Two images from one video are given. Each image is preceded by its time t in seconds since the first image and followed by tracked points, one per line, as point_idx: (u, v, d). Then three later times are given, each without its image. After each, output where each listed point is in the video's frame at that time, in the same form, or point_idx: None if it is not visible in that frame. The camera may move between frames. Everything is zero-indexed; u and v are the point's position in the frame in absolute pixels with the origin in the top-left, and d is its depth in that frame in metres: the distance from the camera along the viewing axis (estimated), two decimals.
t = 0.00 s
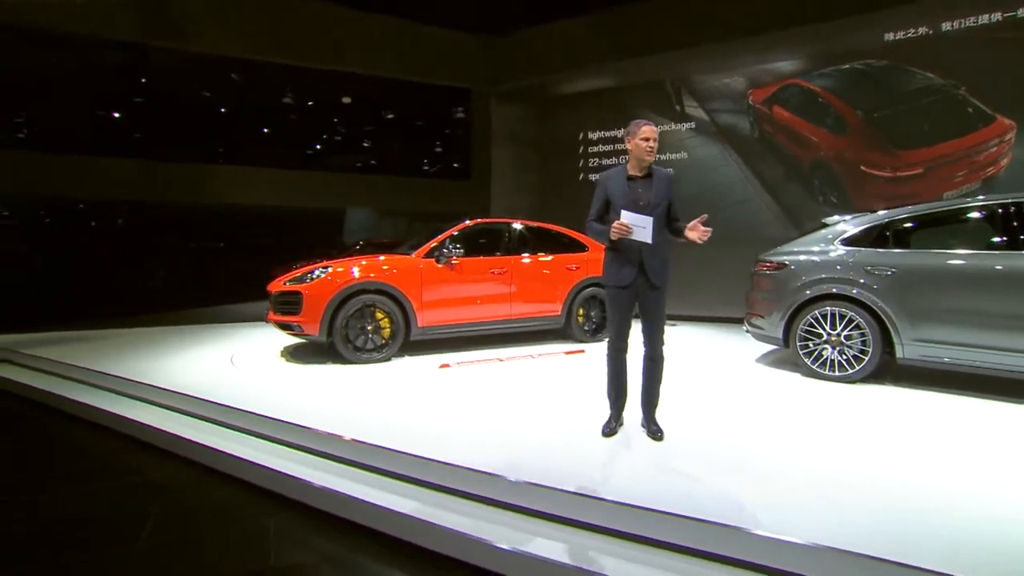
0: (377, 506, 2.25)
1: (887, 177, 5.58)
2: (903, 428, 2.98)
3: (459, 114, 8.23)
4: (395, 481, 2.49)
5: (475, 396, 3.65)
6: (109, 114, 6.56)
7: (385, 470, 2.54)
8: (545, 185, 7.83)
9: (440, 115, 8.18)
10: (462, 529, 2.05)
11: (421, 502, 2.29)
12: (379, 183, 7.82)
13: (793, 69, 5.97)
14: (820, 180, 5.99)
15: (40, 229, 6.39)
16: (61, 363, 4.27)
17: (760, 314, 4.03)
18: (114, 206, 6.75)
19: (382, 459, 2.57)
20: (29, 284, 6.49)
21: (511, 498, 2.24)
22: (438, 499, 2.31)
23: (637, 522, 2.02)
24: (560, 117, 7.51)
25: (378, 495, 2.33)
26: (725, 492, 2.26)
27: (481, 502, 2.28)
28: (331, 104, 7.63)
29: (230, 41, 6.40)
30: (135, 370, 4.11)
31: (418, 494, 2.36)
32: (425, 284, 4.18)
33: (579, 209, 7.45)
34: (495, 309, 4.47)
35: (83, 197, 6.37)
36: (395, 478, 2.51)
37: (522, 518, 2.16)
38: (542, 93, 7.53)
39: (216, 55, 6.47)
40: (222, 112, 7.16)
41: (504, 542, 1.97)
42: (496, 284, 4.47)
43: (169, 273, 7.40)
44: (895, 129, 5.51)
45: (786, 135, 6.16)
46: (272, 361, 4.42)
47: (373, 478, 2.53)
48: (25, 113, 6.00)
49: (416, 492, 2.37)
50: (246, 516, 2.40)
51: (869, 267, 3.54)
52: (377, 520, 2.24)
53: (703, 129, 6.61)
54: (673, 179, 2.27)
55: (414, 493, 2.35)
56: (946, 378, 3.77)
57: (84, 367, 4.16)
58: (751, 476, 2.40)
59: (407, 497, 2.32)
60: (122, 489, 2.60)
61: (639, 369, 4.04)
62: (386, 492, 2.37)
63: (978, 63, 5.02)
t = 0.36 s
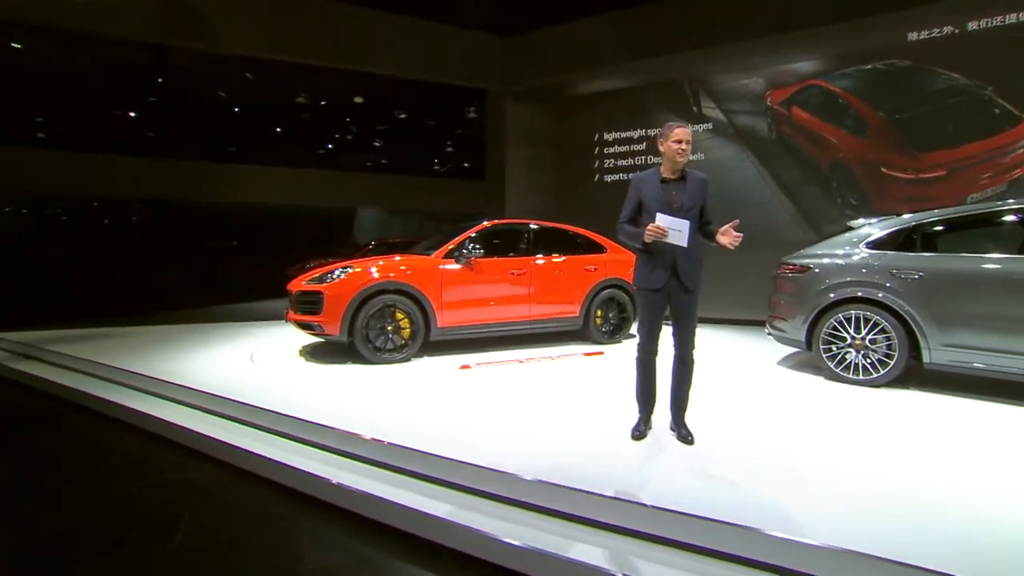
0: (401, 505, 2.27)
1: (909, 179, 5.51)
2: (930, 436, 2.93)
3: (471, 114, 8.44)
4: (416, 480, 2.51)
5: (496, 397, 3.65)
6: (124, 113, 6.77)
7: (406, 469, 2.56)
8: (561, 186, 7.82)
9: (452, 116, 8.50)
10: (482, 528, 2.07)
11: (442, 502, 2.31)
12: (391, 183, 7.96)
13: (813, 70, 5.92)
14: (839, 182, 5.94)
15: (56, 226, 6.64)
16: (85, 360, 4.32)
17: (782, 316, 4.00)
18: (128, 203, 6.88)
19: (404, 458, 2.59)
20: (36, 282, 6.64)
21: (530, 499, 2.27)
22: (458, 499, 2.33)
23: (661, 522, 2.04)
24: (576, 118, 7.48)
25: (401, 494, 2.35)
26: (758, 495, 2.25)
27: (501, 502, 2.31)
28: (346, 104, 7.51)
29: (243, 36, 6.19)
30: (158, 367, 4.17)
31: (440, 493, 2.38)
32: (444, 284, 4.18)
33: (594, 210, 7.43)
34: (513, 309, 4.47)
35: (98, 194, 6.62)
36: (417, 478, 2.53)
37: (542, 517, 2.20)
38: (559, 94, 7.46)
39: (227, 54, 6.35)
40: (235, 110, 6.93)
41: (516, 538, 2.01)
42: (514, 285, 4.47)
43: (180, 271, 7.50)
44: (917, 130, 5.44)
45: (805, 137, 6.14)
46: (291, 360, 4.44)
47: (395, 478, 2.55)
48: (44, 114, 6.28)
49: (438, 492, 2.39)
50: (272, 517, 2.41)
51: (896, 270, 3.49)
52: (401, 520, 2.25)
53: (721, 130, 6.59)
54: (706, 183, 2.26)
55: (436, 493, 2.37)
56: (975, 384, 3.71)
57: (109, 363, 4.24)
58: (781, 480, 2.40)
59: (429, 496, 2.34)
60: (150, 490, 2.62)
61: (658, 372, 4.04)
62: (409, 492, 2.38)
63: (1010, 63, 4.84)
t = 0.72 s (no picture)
0: (416, 510, 2.28)
1: (932, 177, 5.37)
2: (968, 441, 2.82)
3: (480, 113, 8.38)
4: (431, 484, 2.51)
5: (514, 398, 3.58)
6: (135, 113, 6.95)
7: (421, 473, 2.56)
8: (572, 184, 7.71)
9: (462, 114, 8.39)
10: (494, 532, 2.08)
11: (457, 506, 2.31)
12: (400, 181, 7.76)
13: (833, 65, 5.72)
14: (859, 181, 5.85)
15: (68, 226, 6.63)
16: (98, 360, 4.30)
17: (806, 316, 3.91)
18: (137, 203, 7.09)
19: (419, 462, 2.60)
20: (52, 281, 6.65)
21: (546, 503, 2.26)
22: (473, 503, 2.33)
23: (698, 532, 1.99)
24: (589, 115, 7.37)
25: (416, 499, 2.35)
26: (792, 502, 2.19)
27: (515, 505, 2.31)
28: (351, 103, 7.27)
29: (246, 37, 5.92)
30: (171, 366, 4.14)
31: (455, 497, 2.38)
32: (460, 284, 4.12)
33: (607, 208, 7.33)
34: (530, 309, 4.41)
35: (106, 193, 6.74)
36: (433, 481, 2.52)
37: (561, 523, 2.18)
38: (572, 91, 7.26)
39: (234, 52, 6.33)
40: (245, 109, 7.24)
41: (524, 541, 2.01)
42: (530, 284, 4.41)
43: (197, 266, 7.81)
44: (941, 126, 5.29)
45: (824, 133, 6.02)
46: (305, 360, 4.40)
47: (411, 481, 2.55)
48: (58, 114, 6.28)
49: (454, 496, 2.39)
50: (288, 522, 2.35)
51: (927, 270, 3.39)
52: (417, 525, 2.26)
53: (738, 127, 6.49)
54: (743, 179, 2.16)
55: (450, 497, 2.37)
56: (1009, 388, 3.59)
57: (121, 363, 4.21)
58: (816, 485, 2.34)
59: (443, 500, 2.35)
60: (169, 496, 2.61)
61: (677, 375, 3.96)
62: (425, 496, 2.39)
63: None
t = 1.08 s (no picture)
0: (437, 520, 2.17)
1: (970, 174, 5.13)
2: None
3: (493, 112, 8.08)
4: (454, 493, 2.41)
5: (537, 402, 3.44)
6: (151, 113, 6.80)
7: (443, 481, 2.47)
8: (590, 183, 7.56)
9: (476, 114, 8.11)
10: (517, 545, 1.97)
11: (480, 516, 2.21)
12: (410, 182, 7.78)
13: (862, 59, 5.56)
14: (890, 178, 5.59)
15: (82, 227, 6.63)
16: (111, 359, 4.24)
17: (842, 318, 3.73)
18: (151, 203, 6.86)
19: (441, 469, 2.49)
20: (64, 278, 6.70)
21: (573, 515, 2.15)
22: (497, 513, 2.23)
23: (759, 554, 1.80)
24: (608, 113, 7.21)
25: (437, 508, 2.26)
26: (844, 515, 2.03)
27: (541, 516, 2.21)
28: (365, 102, 7.75)
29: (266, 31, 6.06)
30: (185, 366, 4.08)
31: (478, 508, 2.28)
32: (481, 283, 4.00)
33: (625, 208, 7.17)
34: (552, 310, 4.29)
35: (122, 192, 6.53)
36: (455, 490, 2.43)
37: (592, 537, 2.07)
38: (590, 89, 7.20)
39: (249, 48, 6.30)
40: (259, 109, 7.36)
41: (542, 553, 1.91)
42: (552, 284, 4.30)
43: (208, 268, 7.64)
44: (980, 121, 5.05)
45: (853, 130, 5.77)
46: (320, 361, 4.31)
47: (432, 490, 2.46)
48: (76, 114, 6.34)
49: (476, 506, 2.30)
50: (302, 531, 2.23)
51: (977, 270, 3.21)
52: (437, 537, 2.16)
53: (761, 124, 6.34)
54: (798, 171, 2.02)
55: (473, 508, 2.28)
56: None
57: (135, 361, 4.17)
58: (872, 498, 2.17)
59: (466, 510, 2.25)
60: (182, 501, 2.53)
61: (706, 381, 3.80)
62: (446, 506, 2.29)
63: None
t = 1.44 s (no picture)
0: (464, 528, 2.05)
1: (1005, 172, 5.01)
2: None
3: (503, 109, 8.00)
4: (478, 498, 2.29)
5: (560, 404, 3.26)
6: (158, 106, 6.75)
7: (466, 485, 2.34)
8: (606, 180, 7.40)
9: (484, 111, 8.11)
10: (574, 565, 1.81)
11: (508, 524, 2.09)
12: (418, 177, 7.73)
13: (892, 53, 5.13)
14: (920, 176, 5.47)
15: (86, 222, 6.55)
16: (116, 352, 4.10)
17: (880, 318, 3.58)
18: (156, 199, 6.88)
19: (467, 474, 2.35)
20: (68, 273, 6.57)
21: (614, 524, 2.03)
22: (526, 520, 2.11)
23: None
24: (627, 108, 6.81)
25: (462, 515, 2.13)
26: (914, 530, 1.89)
27: (589, 529, 2.05)
28: (374, 95, 7.51)
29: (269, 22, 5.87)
30: (194, 361, 3.95)
31: (505, 514, 2.16)
32: (502, 278, 3.86)
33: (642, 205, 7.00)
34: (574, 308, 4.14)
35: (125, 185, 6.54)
36: (478, 495, 2.30)
37: (639, 549, 1.94)
38: (607, 84, 6.73)
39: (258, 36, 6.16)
40: (266, 102, 7.26)
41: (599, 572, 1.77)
42: (574, 281, 4.16)
43: (212, 264, 7.56)
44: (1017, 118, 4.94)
45: (881, 127, 5.53)
46: (334, 357, 4.17)
47: (454, 495, 2.33)
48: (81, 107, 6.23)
49: (503, 513, 2.17)
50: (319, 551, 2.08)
51: None
52: (465, 546, 2.04)
53: (784, 121, 6.20)
54: (867, 160, 2.11)
55: (500, 514, 2.15)
56: None
57: (142, 355, 4.05)
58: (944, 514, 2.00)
59: (493, 517, 2.12)
60: (193, 508, 2.38)
61: (738, 384, 3.63)
62: (472, 513, 2.17)
63: None
